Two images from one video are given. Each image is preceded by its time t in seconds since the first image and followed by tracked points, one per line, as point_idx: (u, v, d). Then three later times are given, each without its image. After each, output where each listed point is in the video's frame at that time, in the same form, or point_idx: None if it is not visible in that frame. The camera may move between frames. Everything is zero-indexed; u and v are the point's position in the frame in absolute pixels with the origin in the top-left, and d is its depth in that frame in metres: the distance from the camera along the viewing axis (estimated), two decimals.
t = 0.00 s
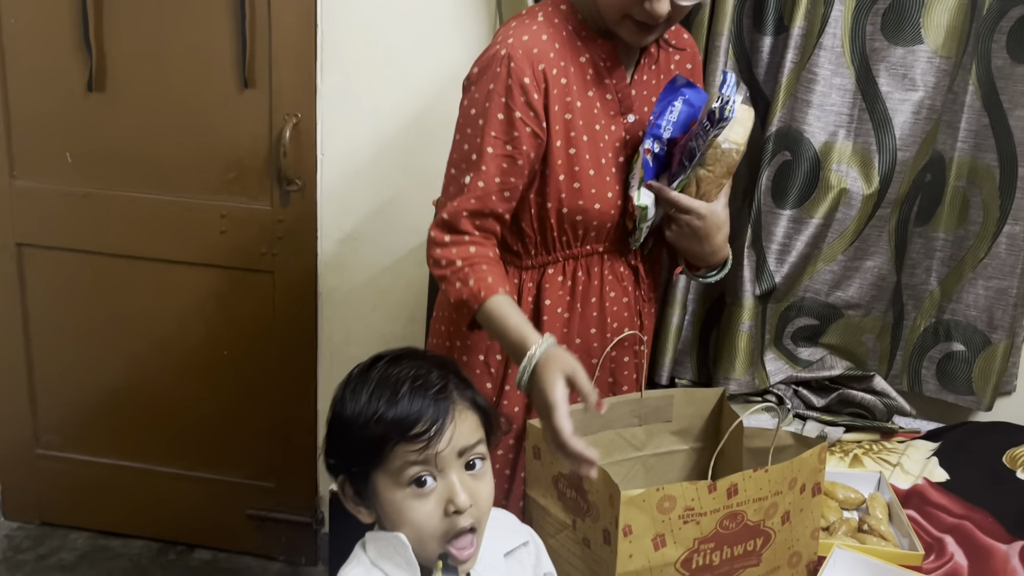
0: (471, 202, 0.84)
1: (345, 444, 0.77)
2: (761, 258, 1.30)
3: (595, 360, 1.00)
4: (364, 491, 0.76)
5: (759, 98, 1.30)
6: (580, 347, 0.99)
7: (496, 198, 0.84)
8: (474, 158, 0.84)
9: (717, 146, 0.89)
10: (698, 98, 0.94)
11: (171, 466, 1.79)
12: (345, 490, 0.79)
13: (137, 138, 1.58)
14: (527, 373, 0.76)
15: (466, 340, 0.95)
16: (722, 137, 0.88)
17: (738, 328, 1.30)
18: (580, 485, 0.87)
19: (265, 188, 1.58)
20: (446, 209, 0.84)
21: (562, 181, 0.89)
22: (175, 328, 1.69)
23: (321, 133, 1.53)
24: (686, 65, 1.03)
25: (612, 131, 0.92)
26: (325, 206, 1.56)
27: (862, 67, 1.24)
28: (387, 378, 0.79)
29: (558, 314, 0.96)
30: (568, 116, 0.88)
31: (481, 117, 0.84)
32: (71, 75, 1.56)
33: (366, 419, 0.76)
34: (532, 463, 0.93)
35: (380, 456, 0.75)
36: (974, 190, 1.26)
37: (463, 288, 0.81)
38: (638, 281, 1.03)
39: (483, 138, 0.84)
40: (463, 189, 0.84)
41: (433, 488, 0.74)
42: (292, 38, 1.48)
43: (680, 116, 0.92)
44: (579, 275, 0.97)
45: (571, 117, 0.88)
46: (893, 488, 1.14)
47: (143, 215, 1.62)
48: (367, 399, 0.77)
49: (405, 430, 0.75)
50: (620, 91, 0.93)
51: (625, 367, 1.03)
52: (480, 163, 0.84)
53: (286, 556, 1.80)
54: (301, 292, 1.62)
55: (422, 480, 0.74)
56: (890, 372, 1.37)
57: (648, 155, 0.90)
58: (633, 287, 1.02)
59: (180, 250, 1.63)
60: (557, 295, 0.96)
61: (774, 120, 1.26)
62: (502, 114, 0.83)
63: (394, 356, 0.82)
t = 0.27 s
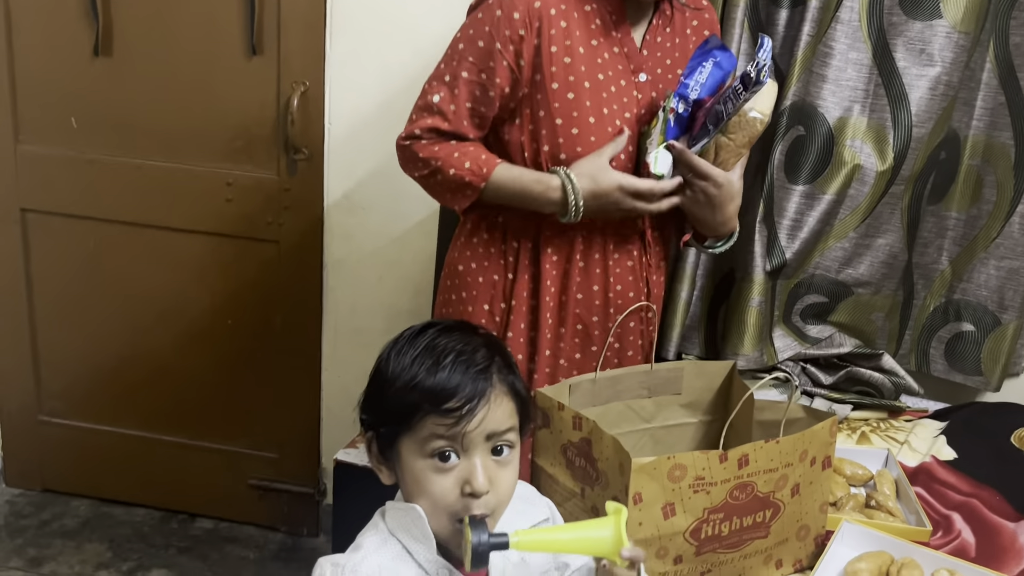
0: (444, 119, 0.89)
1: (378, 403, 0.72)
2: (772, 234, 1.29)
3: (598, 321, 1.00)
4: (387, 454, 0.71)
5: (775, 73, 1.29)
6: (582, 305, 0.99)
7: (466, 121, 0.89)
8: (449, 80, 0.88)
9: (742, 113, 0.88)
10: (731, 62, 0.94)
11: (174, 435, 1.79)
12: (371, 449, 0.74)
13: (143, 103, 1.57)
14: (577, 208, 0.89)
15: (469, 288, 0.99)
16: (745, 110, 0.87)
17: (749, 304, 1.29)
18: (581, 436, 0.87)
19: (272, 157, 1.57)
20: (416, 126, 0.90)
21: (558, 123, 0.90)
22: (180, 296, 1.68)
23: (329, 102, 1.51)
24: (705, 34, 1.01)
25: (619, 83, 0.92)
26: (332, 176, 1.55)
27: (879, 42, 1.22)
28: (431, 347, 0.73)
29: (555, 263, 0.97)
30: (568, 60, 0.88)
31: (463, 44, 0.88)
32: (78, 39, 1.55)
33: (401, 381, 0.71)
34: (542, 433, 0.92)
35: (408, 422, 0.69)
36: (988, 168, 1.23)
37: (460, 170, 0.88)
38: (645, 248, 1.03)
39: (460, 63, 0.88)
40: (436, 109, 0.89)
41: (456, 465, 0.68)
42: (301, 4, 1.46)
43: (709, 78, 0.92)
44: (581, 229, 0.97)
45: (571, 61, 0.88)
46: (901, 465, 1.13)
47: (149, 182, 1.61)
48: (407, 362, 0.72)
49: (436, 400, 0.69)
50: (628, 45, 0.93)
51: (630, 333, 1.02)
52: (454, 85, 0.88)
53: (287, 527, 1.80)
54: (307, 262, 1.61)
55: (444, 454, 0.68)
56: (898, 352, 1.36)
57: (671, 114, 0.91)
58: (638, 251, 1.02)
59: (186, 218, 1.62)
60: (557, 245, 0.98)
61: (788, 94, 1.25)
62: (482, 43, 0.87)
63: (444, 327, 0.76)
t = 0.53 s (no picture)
0: (445, 99, 0.93)
1: (377, 389, 0.71)
2: (778, 225, 1.29)
3: (584, 294, 0.99)
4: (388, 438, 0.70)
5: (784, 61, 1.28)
6: (569, 277, 0.99)
7: (468, 100, 0.93)
8: (446, 60, 0.93)
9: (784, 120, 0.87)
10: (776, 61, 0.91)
11: (174, 417, 1.79)
12: (374, 435, 0.73)
13: (147, 83, 1.56)
14: (573, 188, 0.91)
15: (459, 263, 1.01)
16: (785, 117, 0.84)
17: (754, 294, 1.29)
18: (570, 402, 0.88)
19: (276, 138, 1.56)
20: (422, 111, 0.93)
21: (543, 90, 0.92)
22: (181, 278, 1.68)
23: (334, 85, 1.50)
24: (704, 15, 1.01)
25: (606, 53, 0.93)
26: (336, 159, 1.54)
27: (890, 32, 1.21)
28: (426, 327, 0.72)
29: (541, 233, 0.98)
30: (551, 28, 0.91)
31: (456, 23, 0.92)
32: (81, 16, 1.53)
33: (397, 363, 0.71)
34: (545, 418, 0.92)
35: (407, 401, 0.69)
36: (996, 161, 1.23)
37: (468, 155, 0.91)
38: (639, 228, 1.02)
39: (454, 41, 0.92)
40: (435, 89, 0.93)
41: (457, 441, 0.67)
42: None
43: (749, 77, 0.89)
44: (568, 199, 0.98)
45: (554, 29, 0.91)
46: (903, 458, 1.13)
47: (152, 162, 1.60)
48: (401, 344, 0.71)
49: (434, 376, 0.68)
50: (617, 18, 0.94)
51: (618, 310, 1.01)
52: (450, 64, 0.92)
53: (286, 510, 1.80)
54: (309, 246, 1.61)
55: (446, 430, 0.67)
56: (901, 345, 1.36)
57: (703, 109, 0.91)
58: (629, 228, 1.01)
59: (188, 199, 1.61)
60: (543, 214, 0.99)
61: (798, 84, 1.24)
62: (473, 18, 0.91)
63: (441, 310, 0.75)
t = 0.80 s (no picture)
0: (431, 86, 0.94)
1: (386, 383, 0.72)
2: (781, 224, 1.28)
3: (572, 282, 0.98)
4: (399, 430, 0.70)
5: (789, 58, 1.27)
6: (557, 264, 0.98)
7: (454, 86, 0.93)
8: (435, 49, 0.94)
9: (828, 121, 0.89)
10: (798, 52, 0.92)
11: (173, 408, 1.79)
12: (389, 441, 0.72)
13: (148, 73, 1.55)
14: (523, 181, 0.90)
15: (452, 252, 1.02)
16: (837, 122, 0.86)
17: (755, 294, 1.29)
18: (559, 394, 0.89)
19: (277, 131, 1.55)
20: (411, 98, 0.95)
21: (531, 79, 0.91)
22: (181, 270, 1.67)
23: (336, 78, 1.49)
24: (700, 13, 1.03)
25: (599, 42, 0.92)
26: (337, 152, 1.54)
27: (896, 32, 1.21)
28: (428, 321, 0.74)
29: (530, 221, 0.98)
30: (540, 17, 0.91)
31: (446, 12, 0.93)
32: (83, 6, 1.53)
33: (401, 352, 0.72)
34: (545, 416, 0.92)
35: (415, 383, 0.69)
36: (999, 163, 1.22)
37: (447, 147, 0.92)
38: (630, 218, 1.00)
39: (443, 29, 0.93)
40: (424, 77, 0.94)
41: (469, 414, 0.67)
42: None
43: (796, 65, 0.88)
44: (556, 186, 0.97)
45: (544, 18, 0.91)
46: (903, 459, 1.13)
47: (153, 153, 1.59)
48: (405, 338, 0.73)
49: (440, 352, 0.70)
50: (610, 11, 0.93)
51: (603, 300, 1.00)
52: (439, 52, 0.93)
53: (284, 503, 1.80)
54: (310, 239, 1.60)
55: (458, 404, 0.67)
56: (901, 345, 1.36)
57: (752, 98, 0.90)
58: (619, 218, 0.99)
59: (189, 190, 1.61)
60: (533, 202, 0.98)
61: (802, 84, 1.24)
62: (461, 7, 0.92)
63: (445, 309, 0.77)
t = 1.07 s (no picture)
0: (417, 72, 1.01)
1: (402, 397, 0.73)
2: (780, 226, 1.28)
3: (551, 274, 0.99)
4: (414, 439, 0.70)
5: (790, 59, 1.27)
6: (536, 255, 1.00)
7: (437, 73, 1.00)
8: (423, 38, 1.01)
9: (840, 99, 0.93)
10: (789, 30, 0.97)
11: (170, 406, 1.78)
12: (406, 456, 0.73)
13: (148, 69, 1.55)
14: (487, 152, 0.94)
15: (440, 243, 1.05)
16: (859, 97, 0.90)
17: (754, 295, 1.29)
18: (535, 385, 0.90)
19: (277, 128, 1.55)
20: (395, 82, 1.02)
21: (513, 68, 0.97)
22: (179, 267, 1.67)
23: (336, 76, 1.49)
24: (693, 15, 1.06)
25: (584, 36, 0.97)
26: (336, 150, 1.53)
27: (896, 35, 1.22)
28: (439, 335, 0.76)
29: (511, 211, 1.00)
30: (524, 9, 0.96)
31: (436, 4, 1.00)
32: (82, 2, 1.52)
33: (414, 364, 0.73)
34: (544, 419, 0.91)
35: (428, 390, 0.70)
36: (999, 167, 1.22)
37: (422, 125, 0.97)
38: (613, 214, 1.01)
39: (431, 20, 1.00)
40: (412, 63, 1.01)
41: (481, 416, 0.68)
42: None
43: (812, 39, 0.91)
44: (537, 177, 0.99)
45: (528, 10, 0.97)
46: (900, 462, 1.13)
47: (151, 150, 1.59)
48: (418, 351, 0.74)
49: (450, 358, 0.71)
50: (598, 7, 0.98)
51: (584, 295, 1.00)
52: (425, 39, 1.00)
53: (280, 502, 1.80)
54: (308, 237, 1.60)
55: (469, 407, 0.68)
56: (899, 349, 1.35)
57: (778, 74, 0.91)
58: (600, 213, 1.00)
59: (188, 187, 1.61)
60: (515, 195, 1.00)
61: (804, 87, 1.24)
62: None
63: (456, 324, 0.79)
